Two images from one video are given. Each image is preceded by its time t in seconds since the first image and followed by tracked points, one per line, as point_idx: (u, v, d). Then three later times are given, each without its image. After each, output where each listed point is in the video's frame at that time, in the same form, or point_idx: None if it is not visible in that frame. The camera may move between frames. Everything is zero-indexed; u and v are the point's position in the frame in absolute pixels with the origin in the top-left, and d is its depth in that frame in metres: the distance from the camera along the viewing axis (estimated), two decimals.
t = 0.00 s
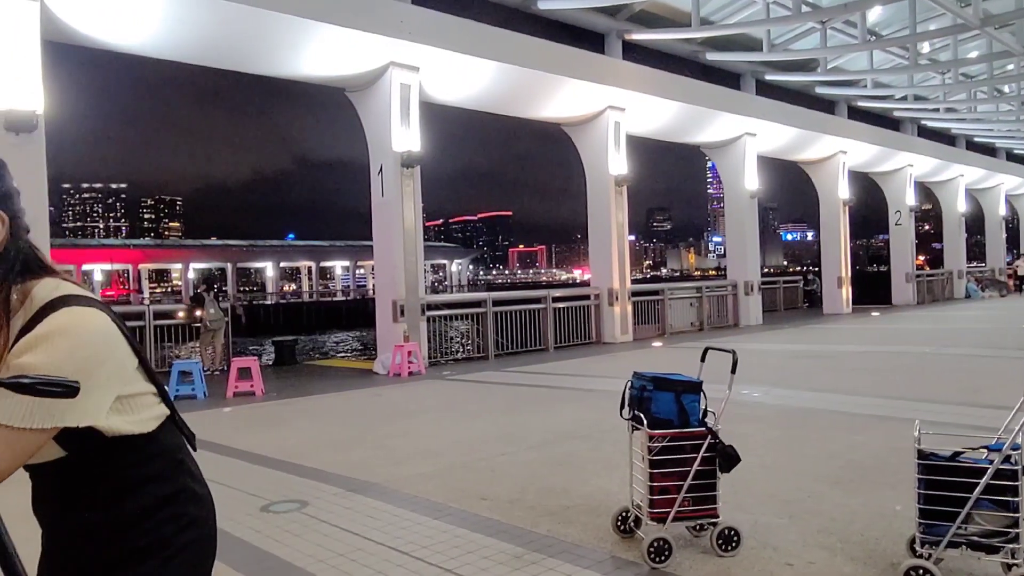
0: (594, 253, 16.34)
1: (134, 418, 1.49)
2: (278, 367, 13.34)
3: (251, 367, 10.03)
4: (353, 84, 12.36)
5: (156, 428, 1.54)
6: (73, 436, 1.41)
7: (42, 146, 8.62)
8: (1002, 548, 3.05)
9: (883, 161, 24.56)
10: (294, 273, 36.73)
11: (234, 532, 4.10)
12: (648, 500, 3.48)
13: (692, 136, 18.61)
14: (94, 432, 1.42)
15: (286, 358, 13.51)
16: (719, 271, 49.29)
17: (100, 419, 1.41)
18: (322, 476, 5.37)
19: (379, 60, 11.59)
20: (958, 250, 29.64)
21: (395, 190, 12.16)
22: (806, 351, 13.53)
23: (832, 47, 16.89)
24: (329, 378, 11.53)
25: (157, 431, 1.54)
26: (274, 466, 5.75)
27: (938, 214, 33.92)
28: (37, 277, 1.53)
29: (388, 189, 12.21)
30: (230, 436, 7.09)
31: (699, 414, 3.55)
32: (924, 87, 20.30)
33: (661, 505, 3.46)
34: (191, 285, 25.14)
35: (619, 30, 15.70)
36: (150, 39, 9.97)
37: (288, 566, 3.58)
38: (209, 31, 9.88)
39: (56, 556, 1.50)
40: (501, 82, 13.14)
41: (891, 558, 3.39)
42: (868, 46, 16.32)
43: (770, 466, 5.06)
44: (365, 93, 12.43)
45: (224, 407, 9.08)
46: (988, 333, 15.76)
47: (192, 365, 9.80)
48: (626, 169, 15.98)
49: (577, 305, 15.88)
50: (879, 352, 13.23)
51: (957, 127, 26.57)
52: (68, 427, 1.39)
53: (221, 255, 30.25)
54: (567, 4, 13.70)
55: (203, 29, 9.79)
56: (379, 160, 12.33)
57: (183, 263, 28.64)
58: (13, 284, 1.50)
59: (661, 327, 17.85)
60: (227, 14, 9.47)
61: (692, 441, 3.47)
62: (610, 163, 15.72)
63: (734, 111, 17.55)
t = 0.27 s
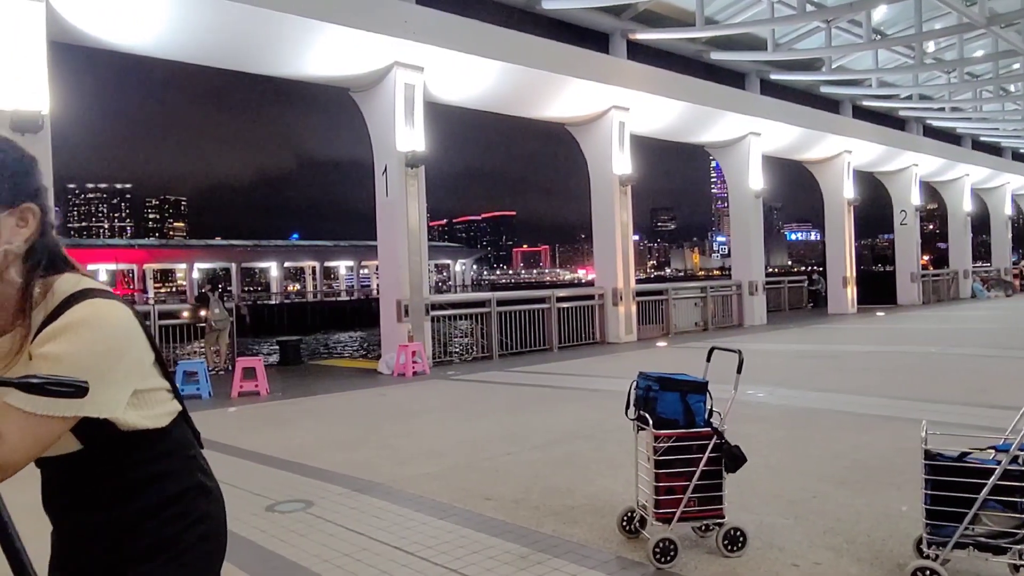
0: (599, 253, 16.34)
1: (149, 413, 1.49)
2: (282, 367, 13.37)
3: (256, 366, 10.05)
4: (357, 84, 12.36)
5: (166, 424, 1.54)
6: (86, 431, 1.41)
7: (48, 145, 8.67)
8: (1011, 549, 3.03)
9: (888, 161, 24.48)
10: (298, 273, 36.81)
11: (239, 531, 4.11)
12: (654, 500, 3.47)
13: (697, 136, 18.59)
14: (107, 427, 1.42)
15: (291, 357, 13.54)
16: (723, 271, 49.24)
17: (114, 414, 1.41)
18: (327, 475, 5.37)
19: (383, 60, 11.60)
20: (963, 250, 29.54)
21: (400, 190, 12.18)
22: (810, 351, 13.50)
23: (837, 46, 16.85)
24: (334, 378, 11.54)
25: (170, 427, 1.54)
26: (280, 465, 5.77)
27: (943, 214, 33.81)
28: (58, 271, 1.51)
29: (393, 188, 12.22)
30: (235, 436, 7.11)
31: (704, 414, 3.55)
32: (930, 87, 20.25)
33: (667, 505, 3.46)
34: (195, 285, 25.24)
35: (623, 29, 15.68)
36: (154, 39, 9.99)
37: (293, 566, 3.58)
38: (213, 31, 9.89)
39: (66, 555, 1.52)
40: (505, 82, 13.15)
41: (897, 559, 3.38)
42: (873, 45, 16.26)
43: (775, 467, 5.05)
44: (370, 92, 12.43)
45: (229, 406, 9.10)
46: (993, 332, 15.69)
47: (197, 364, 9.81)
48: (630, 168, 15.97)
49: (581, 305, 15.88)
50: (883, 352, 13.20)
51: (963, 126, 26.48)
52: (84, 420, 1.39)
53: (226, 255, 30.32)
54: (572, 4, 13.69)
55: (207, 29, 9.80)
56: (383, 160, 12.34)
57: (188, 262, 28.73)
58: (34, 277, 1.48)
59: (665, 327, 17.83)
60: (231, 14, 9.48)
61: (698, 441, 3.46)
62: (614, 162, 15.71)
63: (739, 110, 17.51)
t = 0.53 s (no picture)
0: (604, 253, 16.32)
1: (189, 402, 1.51)
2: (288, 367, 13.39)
3: (261, 367, 10.07)
4: (363, 84, 12.37)
5: (204, 416, 1.55)
6: (127, 414, 1.43)
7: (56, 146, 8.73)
8: (1020, 551, 3.01)
9: (895, 160, 24.40)
10: (303, 273, 36.90)
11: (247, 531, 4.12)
12: (661, 501, 3.46)
13: (703, 135, 18.55)
14: (146, 412, 1.44)
15: (296, 357, 13.55)
16: (728, 271, 49.11)
17: (157, 399, 1.43)
18: (333, 475, 5.38)
19: (389, 60, 11.61)
20: (970, 250, 29.42)
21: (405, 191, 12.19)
22: (816, 352, 13.46)
23: (843, 45, 16.80)
24: (339, 378, 11.56)
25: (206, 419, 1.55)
26: (287, 465, 5.78)
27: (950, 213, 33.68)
28: (115, 259, 1.53)
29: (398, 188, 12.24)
30: (241, 436, 7.13)
31: (711, 414, 3.54)
32: (937, 86, 20.17)
33: (674, 506, 3.45)
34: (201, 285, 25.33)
35: (629, 29, 15.67)
36: (161, 40, 10.03)
37: (300, 566, 3.59)
38: (220, 32, 9.91)
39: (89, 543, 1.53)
40: (510, 82, 13.14)
41: (906, 560, 3.36)
42: (879, 44, 16.20)
43: (782, 467, 5.04)
44: (375, 93, 12.44)
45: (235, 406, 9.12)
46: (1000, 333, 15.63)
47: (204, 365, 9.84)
48: (636, 168, 15.95)
49: (586, 305, 15.86)
50: (890, 352, 13.15)
51: (969, 125, 26.37)
52: (131, 402, 1.41)
53: (232, 255, 30.39)
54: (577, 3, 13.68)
55: (214, 29, 9.83)
56: (389, 160, 12.36)
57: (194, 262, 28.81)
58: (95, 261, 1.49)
59: (671, 327, 17.80)
60: (237, 15, 9.51)
61: (705, 442, 3.45)
62: (620, 162, 15.69)
63: (744, 110, 17.47)
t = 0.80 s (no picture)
0: (610, 253, 16.29)
1: (255, 396, 1.64)
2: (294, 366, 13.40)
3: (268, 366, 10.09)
4: (370, 84, 12.38)
5: (262, 414, 1.66)
6: (200, 400, 1.57)
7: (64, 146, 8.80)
8: None
9: (903, 159, 24.29)
10: (309, 273, 36.93)
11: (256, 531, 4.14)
12: (670, 501, 3.46)
13: (709, 135, 18.51)
14: (217, 398, 1.58)
15: (303, 357, 13.57)
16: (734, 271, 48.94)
17: (231, 385, 1.58)
18: (341, 474, 5.39)
19: (396, 60, 11.62)
20: (979, 249, 29.25)
21: (412, 191, 12.21)
22: (823, 352, 13.41)
23: (851, 44, 16.74)
24: (346, 378, 11.58)
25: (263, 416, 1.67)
26: (295, 465, 5.80)
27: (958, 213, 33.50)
28: (199, 256, 1.70)
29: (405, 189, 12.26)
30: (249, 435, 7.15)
31: (721, 414, 3.53)
32: (945, 84, 20.08)
33: (683, 506, 3.44)
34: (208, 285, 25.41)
35: (635, 28, 15.65)
36: (169, 41, 10.06)
37: (310, 565, 3.60)
38: (227, 32, 9.93)
39: (145, 528, 1.63)
40: (516, 81, 13.14)
41: (917, 560, 3.35)
42: (887, 43, 16.13)
43: (791, 467, 5.02)
44: (382, 93, 12.46)
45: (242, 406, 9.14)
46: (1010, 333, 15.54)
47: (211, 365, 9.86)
48: (642, 168, 15.93)
49: (593, 305, 15.84)
50: (898, 352, 13.09)
51: (978, 124, 26.23)
52: (211, 385, 1.57)
53: (238, 255, 30.41)
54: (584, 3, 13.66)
55: (221, 30, 9.85)
56: (395, 159, 12.37)
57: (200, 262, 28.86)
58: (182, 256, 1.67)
59: (678, 327, 17.76)
60: (245, 15, 9.53)
61: (714, 442, 3.44)
62: (626, 162, 15.67)
63: (751, 109, 17.42)
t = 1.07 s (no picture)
0: (618, 252, 16.27)
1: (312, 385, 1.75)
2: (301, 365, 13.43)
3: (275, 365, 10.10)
4: (377, 83, 12.39)
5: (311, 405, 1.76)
6: (266, 388, 1.66)
7: (73, 145, 8.83)
8: None
9: (912, 158, 24.17)
10: (315, 272, 36.95)
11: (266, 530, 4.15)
12: (679, 500, 3.45)
13: (717, 134, 18.46)
14: (280, 387, 1.67)
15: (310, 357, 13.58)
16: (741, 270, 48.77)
17: (297, 372, 1.68)
18: (349, 473, 5.40)
19: (403, 59, 11.63)
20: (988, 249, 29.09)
21: (420, 190, 12.22)
22: (832, 351, 13.36)
23: (859, 43, 16.67)
24: (353, 377, 11.59)
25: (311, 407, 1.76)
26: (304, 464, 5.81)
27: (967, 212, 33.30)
28: (264, 256, 1.81)
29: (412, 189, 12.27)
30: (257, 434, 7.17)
31: (731, 413, 3.51)
32: (954, 83, 19.97)
33: (692, 505, 3.44)
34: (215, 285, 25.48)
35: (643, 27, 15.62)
36: (178, 41, 10.09)
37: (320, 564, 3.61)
38: (236, 31, 9.96)
39: (186, 508, 1.70)
40: (523, 81, 13.13)
41: (928, 561, 3.33)
42: (896, 41, 16.05)
43: (800, 467, 5.00)
44: (389, 92, 12.47)
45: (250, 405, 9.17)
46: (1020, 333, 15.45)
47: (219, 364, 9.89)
48: (650, 167, 15.90)
49: (600, 305, 15.83)
50: (907, 352, 13.02)
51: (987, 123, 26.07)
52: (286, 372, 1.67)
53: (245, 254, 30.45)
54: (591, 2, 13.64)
55: (229, 30, 9.88)
56: (402, 159, 12.38)
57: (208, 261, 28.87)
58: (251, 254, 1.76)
59: (685, 326, 17.73)
60: (253, 15, 9.55)
61: (724, 441, 3.43)
62: (634, 161, 15.64)
63: (759, 108, 17.36)
